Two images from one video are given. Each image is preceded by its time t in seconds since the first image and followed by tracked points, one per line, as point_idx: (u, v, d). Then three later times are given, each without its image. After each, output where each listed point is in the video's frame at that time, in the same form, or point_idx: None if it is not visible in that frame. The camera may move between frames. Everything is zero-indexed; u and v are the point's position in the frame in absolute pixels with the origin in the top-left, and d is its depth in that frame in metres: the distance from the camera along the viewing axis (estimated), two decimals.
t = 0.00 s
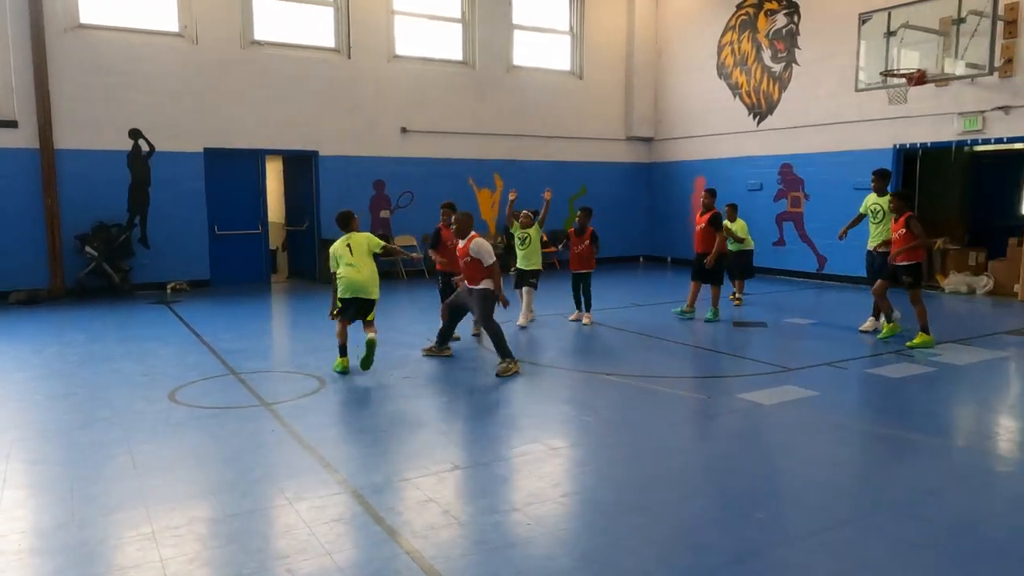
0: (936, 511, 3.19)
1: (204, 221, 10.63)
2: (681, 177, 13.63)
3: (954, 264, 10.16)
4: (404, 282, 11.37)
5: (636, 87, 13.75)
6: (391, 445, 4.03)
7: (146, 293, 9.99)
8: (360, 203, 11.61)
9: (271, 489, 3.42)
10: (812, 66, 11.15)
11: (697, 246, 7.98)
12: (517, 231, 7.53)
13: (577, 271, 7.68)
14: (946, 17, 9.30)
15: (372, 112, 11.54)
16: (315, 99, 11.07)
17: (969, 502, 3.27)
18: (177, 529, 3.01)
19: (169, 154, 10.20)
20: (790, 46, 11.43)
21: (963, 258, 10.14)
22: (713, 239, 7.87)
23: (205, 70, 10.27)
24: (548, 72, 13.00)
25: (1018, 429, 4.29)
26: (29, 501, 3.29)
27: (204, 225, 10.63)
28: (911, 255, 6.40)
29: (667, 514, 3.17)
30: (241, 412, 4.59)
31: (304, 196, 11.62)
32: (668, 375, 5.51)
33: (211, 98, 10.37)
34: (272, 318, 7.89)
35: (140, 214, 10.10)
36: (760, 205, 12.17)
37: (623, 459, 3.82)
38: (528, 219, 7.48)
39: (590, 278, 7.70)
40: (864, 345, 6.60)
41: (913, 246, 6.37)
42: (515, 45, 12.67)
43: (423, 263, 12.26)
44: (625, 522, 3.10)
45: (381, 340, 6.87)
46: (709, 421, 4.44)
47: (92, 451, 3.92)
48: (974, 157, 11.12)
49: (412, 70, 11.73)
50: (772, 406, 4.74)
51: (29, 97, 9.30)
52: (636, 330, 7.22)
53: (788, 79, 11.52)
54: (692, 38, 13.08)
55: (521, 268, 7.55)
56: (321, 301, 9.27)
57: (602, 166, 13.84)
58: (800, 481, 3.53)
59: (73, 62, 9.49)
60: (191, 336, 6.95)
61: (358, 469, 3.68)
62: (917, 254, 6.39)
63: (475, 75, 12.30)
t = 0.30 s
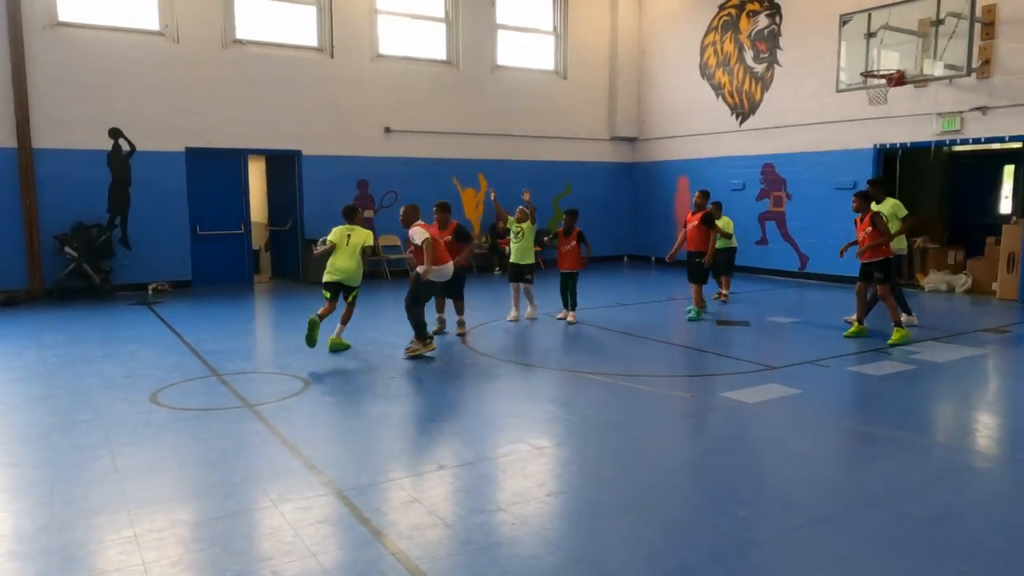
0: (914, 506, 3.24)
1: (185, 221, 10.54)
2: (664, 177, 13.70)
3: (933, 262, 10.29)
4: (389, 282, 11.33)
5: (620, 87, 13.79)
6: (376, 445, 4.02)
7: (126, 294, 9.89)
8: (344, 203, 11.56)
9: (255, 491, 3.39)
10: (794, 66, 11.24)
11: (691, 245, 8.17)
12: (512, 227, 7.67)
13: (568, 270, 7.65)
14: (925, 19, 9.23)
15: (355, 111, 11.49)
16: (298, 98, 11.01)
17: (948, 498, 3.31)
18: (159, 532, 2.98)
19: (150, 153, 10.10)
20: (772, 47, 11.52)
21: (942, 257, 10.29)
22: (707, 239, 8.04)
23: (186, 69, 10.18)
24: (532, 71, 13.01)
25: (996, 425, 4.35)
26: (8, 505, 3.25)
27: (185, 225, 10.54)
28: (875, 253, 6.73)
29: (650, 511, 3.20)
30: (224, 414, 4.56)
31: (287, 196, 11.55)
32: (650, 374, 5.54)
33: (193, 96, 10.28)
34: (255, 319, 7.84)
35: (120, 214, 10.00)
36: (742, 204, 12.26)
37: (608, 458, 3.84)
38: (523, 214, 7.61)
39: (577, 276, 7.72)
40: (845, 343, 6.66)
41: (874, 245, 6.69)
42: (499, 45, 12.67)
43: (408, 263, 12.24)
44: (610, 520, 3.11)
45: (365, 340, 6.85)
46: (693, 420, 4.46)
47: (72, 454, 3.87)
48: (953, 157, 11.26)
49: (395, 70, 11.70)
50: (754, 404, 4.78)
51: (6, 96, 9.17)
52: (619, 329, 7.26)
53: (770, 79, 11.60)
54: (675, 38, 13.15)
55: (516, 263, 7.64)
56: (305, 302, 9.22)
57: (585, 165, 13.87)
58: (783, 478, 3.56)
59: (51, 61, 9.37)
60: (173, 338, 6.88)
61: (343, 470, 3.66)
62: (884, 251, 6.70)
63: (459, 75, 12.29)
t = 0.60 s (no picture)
0: (896, 501, 3.28)
1: (168, 220, 10.45)
2: (648, 176, 13.75)
3: (914, 261, 10.41)
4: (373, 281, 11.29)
5: (604, 86, 13.83)
6: (362, 444, 4.01)
7: (108, 294, 9.79)
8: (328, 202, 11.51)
9: (240, 492, 3.37)
10: (776, 66, 11.32)
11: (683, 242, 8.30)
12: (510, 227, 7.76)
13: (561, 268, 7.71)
14: (906, 20, 9.40)
15: (339, 110, 11.44)
16: (282, 97, 10.95)
17: (929, 494, 3.35)
18: (143, 534, 2.96)
19: (132, 152, 10.01)
20: (755, 47, 11.59)
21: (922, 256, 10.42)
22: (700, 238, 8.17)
23: (168, 67, 10.09)
24: (516, 70, 13.02)
25: (976, 421, 4.41)
26: None
27: (168, 225, 10.45)
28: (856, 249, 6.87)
29: (636, 509, 3.21)
30: (208, 415, 4.53)
31: (271, 195, 11.48)
32: (635, 372, 5.56)
33: (176, 94, 10.20)
34: (239, 319, 7.79)
35: (102, 214, 9.90)
36: (726, 203, 12.32)
37: (594, 456, 3.86)
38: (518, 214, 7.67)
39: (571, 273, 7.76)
40: (828, 340, 6.72)
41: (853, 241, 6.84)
42: (484, 44, 12.67)
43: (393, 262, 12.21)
44: (596, 518, 3.12)
45: (350, 340, 6.83)
46: (679, 418, 4.49)
47: (52, 456, 3.83)
48: (933, 157, 11.47)
49: (379, 69, 11.67)
50: (738, 402, 4.82)
51: None
52: (604, 328, 7.28)
53: (753, 79, 11.68)
54: (659, 38, 13.20)
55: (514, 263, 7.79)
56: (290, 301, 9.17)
57: (570, 164, 13.90)
58: (767, 475, 3.59)
59: (31, 58, 9.25)
60: (156, 338, 6.83)
61: (329, 470, 3.65)
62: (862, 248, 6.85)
63: (444, 74, 12.27)
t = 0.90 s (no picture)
0: (877, 497, 3.31)
1: (151, 219, 10.36)
2: (634, 175, 13.79)
3: (897, 258, 10.51)
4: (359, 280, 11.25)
5: (590, 85, 13.86)
6: (348, 444, 4.00)
7: (90, 294, 9.69)
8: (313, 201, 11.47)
9: (224, 491, 3.35)
10: (761, 65, 11.39)
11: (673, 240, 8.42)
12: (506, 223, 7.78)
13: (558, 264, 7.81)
14: (888, 20, 9.39)
15: (324, 108, 11.39)
16: (266, 95, 10.89)
17: (911, 490, 3.39)
18: (125, 535, 2.93)
19: (114, 150, 9.91)
20: (739, 46, 11.65)
21: (904, 254, 10.53)
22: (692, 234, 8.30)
23: (150, 65, 10.00)
24: (502, 69, 13.01)
25: (957, 417, 4.47)
26: None
27: (151, 223, 10.36)
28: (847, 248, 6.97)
29: (621, 506, 3.23)
30: (191, 415, 4.50)
31: (255, 194, 11.40)
32: (621, 370, 5.58)
33: (158, 92, 10.11)
34: (223, 319, 7.74)
35: (84, 212, 9.80)
36: (711, 201, 12.39)
37: (580, 454, 3.86)
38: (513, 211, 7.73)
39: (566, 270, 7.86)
40: (812, 338, 6.77)
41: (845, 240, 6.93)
42: (469, 42, 12.65)
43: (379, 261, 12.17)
44: (581, 515, 3.13)
45: (335, 338, 6.80)
46: (664, 415, 4.51)
47: (33, 457, 3.79)
48: (915, 156, 11.62)
49: (365, 67, 11.63)
50: (723, 399, 4.85)
51: None
52: (591, 326, 7.30)
53: (738, 78, 11.74)
54: (645, 37, 13.24)
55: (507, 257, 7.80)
56: (274, 301, 9.11)
57: (556, 163, 13.92)
58: (751, 472, 3.61)
59: (10, 55, 9.14)
60: (139, 338, 6.77)
61: (314, 469, 3.64)
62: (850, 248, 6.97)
63: (429, 72, 12.24)
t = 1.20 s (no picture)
0: (861, 493, 3.33)
1: (135, 218, 10.27)
2: (621, 173, 13.82)
3: (881, 256, 10.59)
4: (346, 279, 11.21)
5: (577, 83, 13.87)
6: (334, 443, 3.98)
7: (74, 293, 9.59)
8: (299, 199, 11.41)
9: (209, 491, 3.33)
10: (746, 63, 11.43)
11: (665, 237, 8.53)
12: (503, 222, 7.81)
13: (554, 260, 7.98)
14: (872, 19, 9.50)
15: (310, 106, 11.33)
16: (251, 92, 10.82)
17: (894, 485, 3.42)
18: (109, 535, 2.91)
19: (97, 148, 9.81)
20: (725, 44, 11.70)
21: (889, 252, 10.61)
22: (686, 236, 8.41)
23: (134, 62, 9.91)
24: (489, 67, 12.99)
25: (940, 413, 4.51)
26: None
27: (135, 222, 10.27)
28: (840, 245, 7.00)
29: (608, 503, 3.24)
30: (176, 415, 4.46)
31: (241, 192, 11.33)
32: (608, 368, 5.59)
33: (142, 89, 10.02)
34: (209, 318, 7.69)
35: (66, 211, 9.70)
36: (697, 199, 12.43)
37: (567, 451, 3.87)
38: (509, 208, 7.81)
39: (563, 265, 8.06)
40: (797, 335, 6.81)
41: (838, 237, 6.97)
42: (456, 40, 12.62)
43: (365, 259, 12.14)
44: (568, 513, 3.13)
45: (322, 337, 6.78)
46: (651, 412, 4.52)
47: (14, 458, 3.74)
48: (899, 155, 11.70)
49: (351, 65, 11.58)
50: (708, 396, 4.87)
51: None
52: (578, 324, 7.31)
53: (723, 77, 11.78)
54: (631, 35, 13.27)
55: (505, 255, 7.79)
56: (260, 300, 9.06)
57: (543, 161, 13.92)
58: (737, 468, 3.63)
59: None
60: (123, 337, 6.72)
61: (300, 469, 3.62)
62: (842, 246, 7.02)
63: (416, 70, 12.21)
